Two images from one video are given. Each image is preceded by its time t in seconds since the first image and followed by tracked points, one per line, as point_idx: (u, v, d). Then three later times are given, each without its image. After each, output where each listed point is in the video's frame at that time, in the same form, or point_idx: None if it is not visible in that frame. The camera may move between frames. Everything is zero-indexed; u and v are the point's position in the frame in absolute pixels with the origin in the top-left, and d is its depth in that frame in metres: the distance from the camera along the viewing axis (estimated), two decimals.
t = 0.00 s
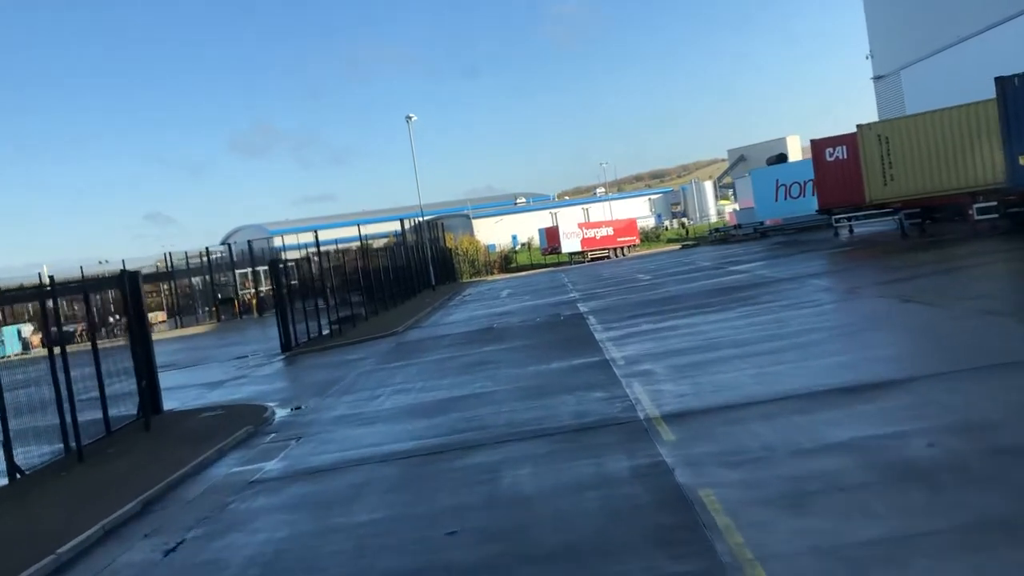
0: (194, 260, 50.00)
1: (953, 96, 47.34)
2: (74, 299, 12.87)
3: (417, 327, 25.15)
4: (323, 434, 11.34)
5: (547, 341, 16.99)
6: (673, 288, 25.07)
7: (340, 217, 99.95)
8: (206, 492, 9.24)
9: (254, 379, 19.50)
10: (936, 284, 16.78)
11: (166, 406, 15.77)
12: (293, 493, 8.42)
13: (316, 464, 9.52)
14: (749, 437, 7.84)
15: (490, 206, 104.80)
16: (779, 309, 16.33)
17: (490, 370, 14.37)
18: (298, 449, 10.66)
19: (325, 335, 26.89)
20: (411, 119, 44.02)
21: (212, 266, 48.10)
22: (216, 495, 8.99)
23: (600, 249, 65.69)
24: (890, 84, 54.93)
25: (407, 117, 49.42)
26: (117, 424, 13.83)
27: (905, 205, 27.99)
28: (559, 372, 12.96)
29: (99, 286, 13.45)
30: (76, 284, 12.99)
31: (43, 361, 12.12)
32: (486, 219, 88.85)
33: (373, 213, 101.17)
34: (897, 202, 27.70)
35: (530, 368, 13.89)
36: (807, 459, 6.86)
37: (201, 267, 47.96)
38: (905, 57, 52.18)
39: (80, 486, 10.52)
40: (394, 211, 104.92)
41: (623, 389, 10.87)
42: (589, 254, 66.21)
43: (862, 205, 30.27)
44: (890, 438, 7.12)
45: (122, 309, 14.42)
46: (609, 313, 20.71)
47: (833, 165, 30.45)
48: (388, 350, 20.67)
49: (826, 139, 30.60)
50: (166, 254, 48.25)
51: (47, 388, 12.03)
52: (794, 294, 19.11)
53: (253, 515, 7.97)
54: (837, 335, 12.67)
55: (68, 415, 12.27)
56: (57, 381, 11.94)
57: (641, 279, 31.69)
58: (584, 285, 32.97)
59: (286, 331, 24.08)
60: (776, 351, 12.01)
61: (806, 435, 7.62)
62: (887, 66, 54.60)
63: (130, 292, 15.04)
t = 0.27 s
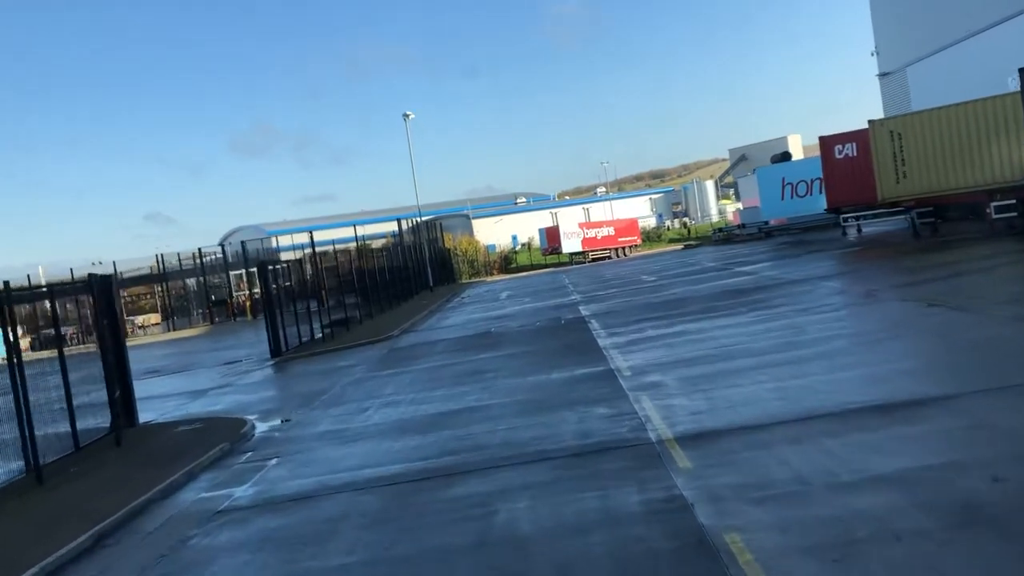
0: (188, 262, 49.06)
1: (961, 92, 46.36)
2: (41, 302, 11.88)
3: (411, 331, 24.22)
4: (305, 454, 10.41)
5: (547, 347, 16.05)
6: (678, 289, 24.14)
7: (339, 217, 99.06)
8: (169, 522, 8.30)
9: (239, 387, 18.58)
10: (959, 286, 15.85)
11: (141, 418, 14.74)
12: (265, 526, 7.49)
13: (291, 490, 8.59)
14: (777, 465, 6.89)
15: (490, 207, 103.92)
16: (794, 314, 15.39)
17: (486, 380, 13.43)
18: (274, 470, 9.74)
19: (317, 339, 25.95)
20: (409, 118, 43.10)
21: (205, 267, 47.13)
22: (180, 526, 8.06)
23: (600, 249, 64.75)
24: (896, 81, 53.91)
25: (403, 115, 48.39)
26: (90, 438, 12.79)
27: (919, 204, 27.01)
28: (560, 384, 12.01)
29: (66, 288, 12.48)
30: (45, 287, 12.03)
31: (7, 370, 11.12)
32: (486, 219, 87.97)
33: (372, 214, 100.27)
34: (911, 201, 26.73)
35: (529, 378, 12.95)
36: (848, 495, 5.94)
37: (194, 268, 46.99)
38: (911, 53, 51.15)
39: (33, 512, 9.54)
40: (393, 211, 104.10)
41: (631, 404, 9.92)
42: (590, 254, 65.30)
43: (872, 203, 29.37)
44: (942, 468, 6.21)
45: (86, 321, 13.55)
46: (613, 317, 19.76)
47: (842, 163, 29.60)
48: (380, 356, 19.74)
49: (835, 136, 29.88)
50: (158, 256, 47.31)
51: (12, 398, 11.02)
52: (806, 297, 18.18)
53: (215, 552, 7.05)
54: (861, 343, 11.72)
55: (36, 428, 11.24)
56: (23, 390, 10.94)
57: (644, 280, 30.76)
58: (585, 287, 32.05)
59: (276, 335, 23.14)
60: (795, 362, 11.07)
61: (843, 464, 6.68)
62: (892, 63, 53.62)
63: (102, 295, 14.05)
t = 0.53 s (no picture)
0: (180, 263, 48.11)
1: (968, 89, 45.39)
2: None
3: (405, 335, 23.29)
4: (279, 475, 9.49)
5: (547, 354, 15.12)
6: (682, 290, 23.23)
7: (337, 217, 98.08)
8: (120, 558, 7.38)
9: (222, 395, 17.65)
10: (983, 288, 14.92)
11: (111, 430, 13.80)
12: (222, 567, 6.57)
13: (259, 522, 7.67)
14: (809, 501, 5.99)
15: (489, 207, 103.00)
16: (809, 318, 14.47)
17: (481, 391, 12.51)
18: (243, 496, 8.81)
19: (308, 343, 25.04)
20: (405, 115, 42.21)
21: (197, 268, 46.14)
22: (130, 565, 7.14)
23: (600, 249, 63.84)
24: (901, 77, 52.86)
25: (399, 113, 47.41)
26: (53, 453, 11.85)
27: (932, 202, 26.05)
28: (560, 395, 11.09)
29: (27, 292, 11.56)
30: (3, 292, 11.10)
31: None
32: (485, 218, 87.02)
33: (369, 214, 99.32)
34: (923, 199, 25.78)
35: (526, 388, 12.02)
36: (898, 543, 5.02)
37: (185, 269, 46.00)
38: (916, 49, 50.18)
39: None
40: (391, 211, 103.17)
41: (638, 421, 9.01)
42: (590, 254, 64.39)
43: (882, 201, 28.40)
44: (1007, 509, 5.29)
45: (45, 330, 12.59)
46: (614, 321, 18.85)
47: (850, 160, 28.65)
48: (372, 362, 18.81)
49: (843, 133, 28.88)
50: (149, 257, 46.34)
51: None
52: (819, 300, 17.26)
53: None
54: (887, 351, 10.80)
55: None
56: None
57: (646, 281, 29.85)
58: (586, 287, 31.16)
59: (263, 340, 22.19)
60: (816, 372, 10.15)
61: (888, 501, 5.77)
62: (897, 59, 52.65)
63: (70, 299, 13.13)
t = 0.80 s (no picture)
0: (173, 262, 47.15)
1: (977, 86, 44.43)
2: None
3: (399, 339, 22.35)
4: (251, 502, 8.55)
5: (548, 361, 14.14)
6: (689, 292, 22.28)
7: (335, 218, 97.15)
8: None
9: (204, 403, 16.70)
10: (1012, 293, 13.98)
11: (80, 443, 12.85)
12: None
13: (221, 562, 6.74)
14: (861, 553, 5.04)
15: (488, 206, 102.16)
16: (829, 325, 13.50)
17: (477, 404, 11.52)
18: (209, 527, 7.88)
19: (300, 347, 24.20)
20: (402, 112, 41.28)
21: (189, 268, 45.11)
22: None
23: (602, 249, 62.91)
24: (908, 75, 51.90)
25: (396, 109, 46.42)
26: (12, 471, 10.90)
27: (947, 201, 25.12)
28: (563, 412, 10.10)
29: None
30: None
31: None
32: (484, 218, 86.06)
33: (368, 214, 98.39)
34: (938, 198, 24.85)
35: (526, 402, 11.04)
36: None
37: (177, 269, 44.99)
38: (921, 46, 49.24)
39: None
40: (390, 211, 102.24)
41: (653, 444, 8.05)
42: (591, 255, 63.47)
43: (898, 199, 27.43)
44: None
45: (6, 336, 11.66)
46: (619, 325, 17.89)
47: (861, 159, 27.81)
48: (362, 370, 17.83)
49: (853, 130, 27.94)
50: (141, 256, 45.38)
51: None
52: (836, 303, 16.30)
53: None
54: (920, 363, 9.87)
55: None
56: None
57: (650, 282, 28.91)
58: (588, 289, 30.23)
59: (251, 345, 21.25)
60: (845, 388, 9.18)
61: (954, 554, 4.84)
62: (904, 57, 51.70)
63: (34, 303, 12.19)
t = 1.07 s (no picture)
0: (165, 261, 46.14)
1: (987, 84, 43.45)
2: None
3: (393, 344, 21.39)
4: (215, 537, 7.58)
5: (549, 371, 13.21)
6: (695, 295, 21.33)
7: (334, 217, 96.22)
8: None
9: (183, 412, 15.78)
10: None
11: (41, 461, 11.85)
12: None
13: None
14: None
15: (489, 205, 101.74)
16: (851, 333, 12.56)
17: (471, 419, 10.59)
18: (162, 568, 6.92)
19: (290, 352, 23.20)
20: (399, 109, 40.31)
21: (181, 268, 43.90)
22: None
23: (603, 249, 61.98)
24: (917, 72, 50.87)
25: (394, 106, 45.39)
26: None
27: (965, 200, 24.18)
28: (565, 430, 9.17)
29: None
30: None
31: None
32: (484, 218, 85.14)
33: (367, 213, 97.47)
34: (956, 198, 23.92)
35: (525, 418, 10.11)
36: None
37: (168, 269, 43.96)
38: (931, 43, 48.22)
39: None
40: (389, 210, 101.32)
41: (667, 473, 7.13)
42: (592, 255, 62.55)
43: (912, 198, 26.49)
44: None
45: None
46: (623, 330, 16.93)
47: (873, 156, 26.77)
48: (352, 377, 16.90)
49: (865, 126, 26.93)
50: (131, 256, 44.36)
51: None
52: (854, 307, 15.36)
53: None
54: (961, 380, 8.90)
55: None
56: None
57: (654, 283, 27.94)
58: (590, 290, 29.24)
59: (237, 349, 20.25)
60: (879, 408, 8.26)
61: None
62: (912, 54, 50.70)
63: None
